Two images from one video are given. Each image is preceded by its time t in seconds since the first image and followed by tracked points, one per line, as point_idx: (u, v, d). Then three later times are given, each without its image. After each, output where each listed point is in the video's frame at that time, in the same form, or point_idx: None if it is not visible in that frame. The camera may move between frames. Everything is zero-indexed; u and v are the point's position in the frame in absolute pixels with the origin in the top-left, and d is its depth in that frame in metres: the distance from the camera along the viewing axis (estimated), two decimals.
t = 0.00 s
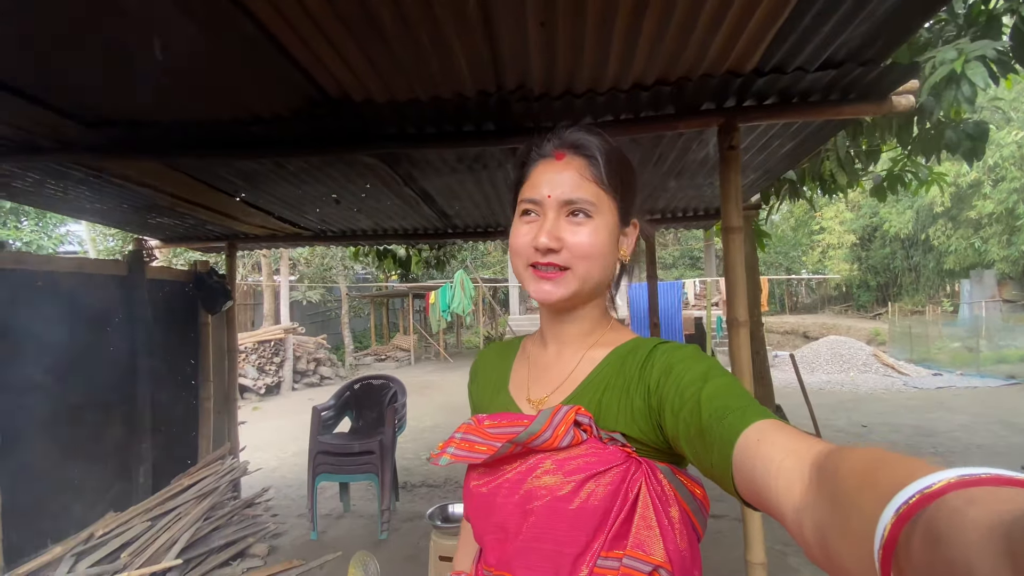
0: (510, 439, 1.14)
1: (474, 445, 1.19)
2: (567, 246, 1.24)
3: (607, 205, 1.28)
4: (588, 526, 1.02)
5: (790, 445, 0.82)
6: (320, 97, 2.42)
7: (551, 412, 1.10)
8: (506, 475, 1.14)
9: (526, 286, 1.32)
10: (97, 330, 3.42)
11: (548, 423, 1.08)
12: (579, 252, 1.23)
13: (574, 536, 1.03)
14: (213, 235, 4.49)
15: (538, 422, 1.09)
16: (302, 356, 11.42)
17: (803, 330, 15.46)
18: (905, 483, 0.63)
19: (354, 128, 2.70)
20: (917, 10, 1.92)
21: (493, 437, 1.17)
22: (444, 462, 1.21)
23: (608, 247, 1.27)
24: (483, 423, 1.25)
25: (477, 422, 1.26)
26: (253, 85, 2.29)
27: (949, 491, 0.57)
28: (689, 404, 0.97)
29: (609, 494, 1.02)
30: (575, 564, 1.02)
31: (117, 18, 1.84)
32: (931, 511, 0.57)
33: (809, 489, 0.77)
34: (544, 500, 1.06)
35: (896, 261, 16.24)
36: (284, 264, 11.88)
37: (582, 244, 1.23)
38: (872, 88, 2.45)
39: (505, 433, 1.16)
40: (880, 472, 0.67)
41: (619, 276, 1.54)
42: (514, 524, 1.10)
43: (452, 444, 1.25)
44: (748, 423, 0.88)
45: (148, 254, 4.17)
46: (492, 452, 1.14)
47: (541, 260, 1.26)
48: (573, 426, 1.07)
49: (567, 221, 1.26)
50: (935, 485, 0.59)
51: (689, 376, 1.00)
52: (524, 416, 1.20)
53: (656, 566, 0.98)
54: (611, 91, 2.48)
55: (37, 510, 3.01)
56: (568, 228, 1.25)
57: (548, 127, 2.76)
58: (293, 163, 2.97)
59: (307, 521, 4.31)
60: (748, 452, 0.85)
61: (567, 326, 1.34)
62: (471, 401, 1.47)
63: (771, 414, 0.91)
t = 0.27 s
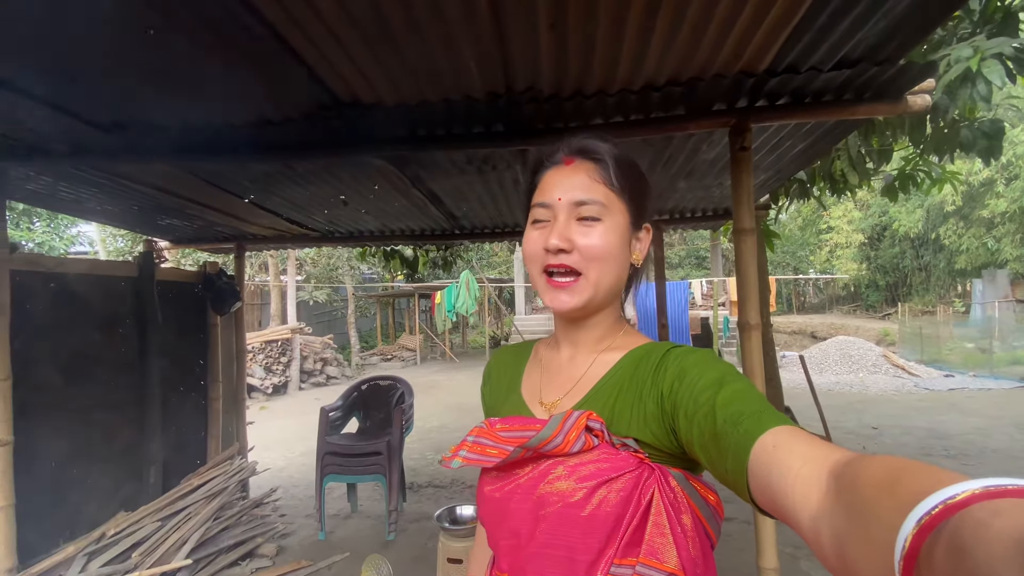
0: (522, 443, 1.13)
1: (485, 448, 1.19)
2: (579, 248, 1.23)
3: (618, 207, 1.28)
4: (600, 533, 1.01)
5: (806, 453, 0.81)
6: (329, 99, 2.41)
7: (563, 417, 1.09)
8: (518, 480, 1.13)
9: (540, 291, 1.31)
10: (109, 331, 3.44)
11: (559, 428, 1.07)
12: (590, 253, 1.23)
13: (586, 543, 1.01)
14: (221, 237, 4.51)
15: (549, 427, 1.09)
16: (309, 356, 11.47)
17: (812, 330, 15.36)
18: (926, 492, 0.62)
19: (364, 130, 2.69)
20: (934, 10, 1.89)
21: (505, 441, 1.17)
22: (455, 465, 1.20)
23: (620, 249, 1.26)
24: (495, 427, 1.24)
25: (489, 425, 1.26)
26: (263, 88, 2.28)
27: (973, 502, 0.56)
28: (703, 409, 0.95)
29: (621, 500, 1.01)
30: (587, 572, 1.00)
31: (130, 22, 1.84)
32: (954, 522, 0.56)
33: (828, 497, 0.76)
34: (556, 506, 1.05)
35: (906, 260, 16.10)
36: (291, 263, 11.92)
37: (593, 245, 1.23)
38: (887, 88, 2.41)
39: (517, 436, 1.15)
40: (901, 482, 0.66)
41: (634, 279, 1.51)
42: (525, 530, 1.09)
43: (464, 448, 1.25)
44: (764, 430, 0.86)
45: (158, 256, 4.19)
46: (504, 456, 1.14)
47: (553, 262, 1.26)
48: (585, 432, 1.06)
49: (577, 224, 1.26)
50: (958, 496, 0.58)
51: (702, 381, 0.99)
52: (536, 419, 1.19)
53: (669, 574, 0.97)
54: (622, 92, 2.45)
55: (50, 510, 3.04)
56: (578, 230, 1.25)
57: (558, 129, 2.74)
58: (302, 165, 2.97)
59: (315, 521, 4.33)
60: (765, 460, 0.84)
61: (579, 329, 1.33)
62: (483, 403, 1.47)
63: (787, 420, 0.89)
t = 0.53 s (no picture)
0: (524, 443, 1.12)
1: (486, 447, 1.18)
2: (589, 243, 1.23)
3: (629, 208, 1.29)
4: (604, 534, 1.01)
5: (809, 455, 0.81)
6: (333, 100, 2.41)
7: (565, 418, 1.08)
8: (521, 481, 1.13)
9: (546, 287, 1.31)
10: (115, 331, 3.46)
11: (562, 429, 1.06)
12: (600, 250, 1.23)
13: (590, 544, 1.02)
14: (226, 237, 4.54)
15: (552, 428, 1.07)
16: (313, 356, 11.50)
17: (816, 330, 15.30)
18: (930, 496, 0.62)
19: (367, 130, 2.70)
20: (941, 8, 1.87)
21: (506, 440, 1.16)
22: (456, 464, 1.20)
23: (629, 248, 1.26)
24: (496, 426, 1.24)
25: (491, 424, 1.25)
26: (267, 89, 2.29)
27: (978, 507, 0.56)
28: (706, 409, 0.95)
29: (624, 501, 1.01)
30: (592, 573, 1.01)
31: (135, 25, 1.85)
32: (958, 528, 0.56)
33: (830, 499, 0.75)
34: (559, 508, 1.05)
35: (912, 260, 16.01)
36: (295, 263, 11.95)
37: (604, 242, 1.23)
38: (893, 87, 2.40)
39: (520, 437, 1.14)
40: (904, 486, 0.66)
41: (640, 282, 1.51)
42: (529, 532, 1.09)
43: (465, 446, 1.24)
44: (767, 430, 0.86)
45: (163, 256, 4.21)
46: (506, 456, 1.13)
47: (562, 258, 1.26)
48: (588, 433, 1.05)
49: (589, 220, 1.26)
50: (962, 502, 0.57)
51: (706, 381, 0.98)
52: (538, 419, 1.18)
53: (672, 574, 0.97)
54: (625, 92, 2.45)
55: (57, 508, 3.06)
56: (589, 228, 1.25)
57: (562, 129, 2.73)
58: (306, 166, 2.98)
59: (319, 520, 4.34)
60: (767, 461, 0.83)
61: (584, 329, 1.33)
62: (486, 401, 1.46)
63: (790, 420, 0.89)
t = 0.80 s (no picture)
0: (529, 438, 1.13)
1: (491, 444, 1.18)
2: (595, 244, 1.22)
3: (635, 206, 1.27)
4: (609, 528, 1.01)
5: (815, 450, 0.80)
6: (333, 98, 2.41)
7: (570, 412, 1.07)
8: (526, 475, 1.13)
9: (552, 286, 1.30)
10: (114, 329, 3.46)
11: (567, 423, 1.05)
12: (607, 250, 1.22)
13: (595, 538, 1.02)
14: (226, 236, 4.54)
15: (557, 423, 1.07)
16: (313, 356, 11.50)
17: (816, 330, 15.30)
18: (937, 490, 0.61)
19: (367, 129, 2.70)
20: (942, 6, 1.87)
21: (511, 436, 1.16)
22: (462, 461, 1.20)
23: (635, 248, 1.25)
24: (501, 422, 1.24)
25: (495, 420, 1.25)
26: (267, 87, 2.29)
27: (985, 502, 0.55)
28: (711, 405, 0.94)
29: (629, 496, 1.00)
30: (596, 566, 1.01)
31: (135, 23, 1.85)
32: (966, 522, 0.56)
33: (837, 494, 0.75)
34: (564, 502, 1.05)
35: (912, 260, 16.00)
36: (294, 263, 11.95)
37: (610, 242, 1.22)
38: (895, 84, 2.39)
39: (524, 432, 1.15)
40: (911, 480, 0.66)
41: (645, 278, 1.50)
42: (534, 525, 1.09)
43: (470, 443, 1.25)
44: (773, 424, 0.85)
45: (163, 255, 4.21)
46: (511, 452, 1.13)
47: (568, 257, 1.25)
48: (593, 428, 1.04)
49: (595, 219, 1.25)
50: (969, 495, 0.57)
51: (711, 376, 0.98)
52: (543, 414, 1.18)
53: (677, 568, 0.97)
54: (625, 90, 2.45)
55: (57, 507, 3.07)
56: (595, 226, 1.24)
57: (562, 126, 2.73)
58: (306, 164, 2.98)
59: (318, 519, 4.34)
60: (773, 456, 0.83)
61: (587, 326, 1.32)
62: (489, 398, 1.47)
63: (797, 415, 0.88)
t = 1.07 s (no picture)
0: (536, 440, 1.10)
1: (496, 445, 1.17)
2: (618, 248, 1.18)
3: (650, 205, 1.25)
4: (618, 531, 0.99)
5: (833, 450, 0.79)
6: (331, 95, 2.40)
7: (580, 414, 1.06)
8: (532, 477, 1.11)
9: (568, 290, 1.25)
10: (110, 327, 3.44)
11: (577, 426, 1.04)
12: (629, 255, 1.18)
13: (604, 541, 1.00)
14: (222, 234, 4.53)
15: (566, 425, 1.06)
16: (309, 354, 11.46)
17: (812, 329, 15.33)
18: (960, 489, 0.60)
19: (365, 125, 2.68)
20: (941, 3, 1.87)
21: (517, 437, 1.15)
22: (466, 462, 1.19)
23: (653, 250, 1.23)
24: (505, 423, 1.23)
25: (499, 421, 1.24)
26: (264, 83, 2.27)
27: (1009, 500, 0.54)
28: (724, 406, 0.94)
29: (640, 499, 0.99)
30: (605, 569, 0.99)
31: (131, 18, 1.84)
32: (991, 521, 0.54)
33: (858, 496, 0.73)
34: (573, 504, 1.03)
35: (908, 259, 16.05)
36: (291, 261, 11.92)
37: (633, 246, 1.19)
38: (893, 83, 2.39)
39: (530, 433, 1.13)
40: (932, 480, 0.64)
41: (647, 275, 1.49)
42: (540, 527, 1.07)
43: (473, 444, 1.23)
44: (789, 425, 0.85)
45: (158, 252, 4.18)
46: (517, 454, 1.11)
47: (590, 263, 1.20)
48: (603, 429, 1.03)
49: (615, 222, 1.20)
50: (992, 494, 0.56)
51: (723, 378, 0.97)
52: (549, 415, 1.16)
53: (688, 572, 0.95)
54: (624, 87, 2.44)
55: (52, 506, 3.05)
56: (616, 229, 1.20)
57: (561, 124, 2.72)
58: (303, 161, 2.96)
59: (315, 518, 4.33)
60: (790, 459, 0.82)
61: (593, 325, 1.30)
62: (491, 398, 1.45)
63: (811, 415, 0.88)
